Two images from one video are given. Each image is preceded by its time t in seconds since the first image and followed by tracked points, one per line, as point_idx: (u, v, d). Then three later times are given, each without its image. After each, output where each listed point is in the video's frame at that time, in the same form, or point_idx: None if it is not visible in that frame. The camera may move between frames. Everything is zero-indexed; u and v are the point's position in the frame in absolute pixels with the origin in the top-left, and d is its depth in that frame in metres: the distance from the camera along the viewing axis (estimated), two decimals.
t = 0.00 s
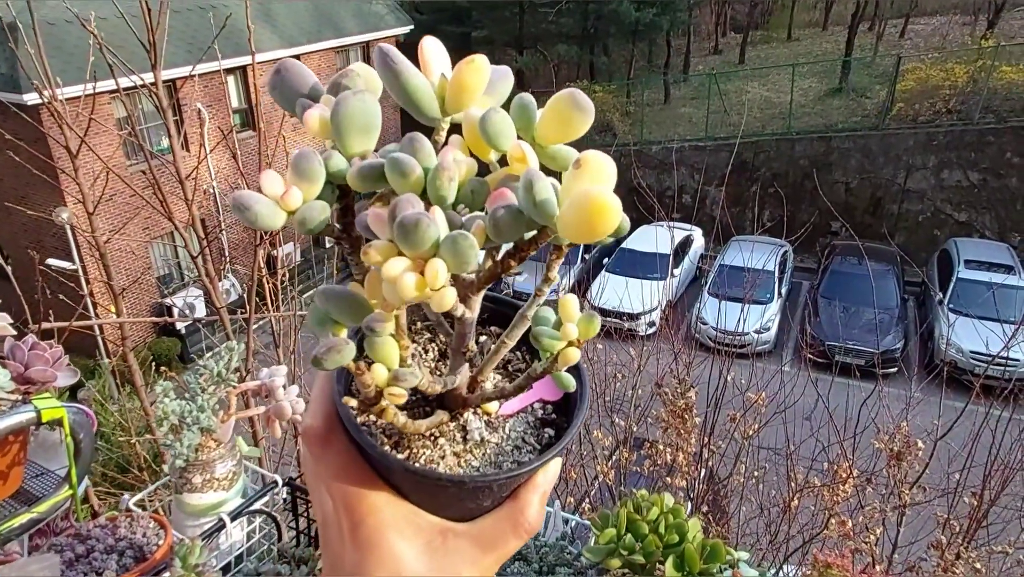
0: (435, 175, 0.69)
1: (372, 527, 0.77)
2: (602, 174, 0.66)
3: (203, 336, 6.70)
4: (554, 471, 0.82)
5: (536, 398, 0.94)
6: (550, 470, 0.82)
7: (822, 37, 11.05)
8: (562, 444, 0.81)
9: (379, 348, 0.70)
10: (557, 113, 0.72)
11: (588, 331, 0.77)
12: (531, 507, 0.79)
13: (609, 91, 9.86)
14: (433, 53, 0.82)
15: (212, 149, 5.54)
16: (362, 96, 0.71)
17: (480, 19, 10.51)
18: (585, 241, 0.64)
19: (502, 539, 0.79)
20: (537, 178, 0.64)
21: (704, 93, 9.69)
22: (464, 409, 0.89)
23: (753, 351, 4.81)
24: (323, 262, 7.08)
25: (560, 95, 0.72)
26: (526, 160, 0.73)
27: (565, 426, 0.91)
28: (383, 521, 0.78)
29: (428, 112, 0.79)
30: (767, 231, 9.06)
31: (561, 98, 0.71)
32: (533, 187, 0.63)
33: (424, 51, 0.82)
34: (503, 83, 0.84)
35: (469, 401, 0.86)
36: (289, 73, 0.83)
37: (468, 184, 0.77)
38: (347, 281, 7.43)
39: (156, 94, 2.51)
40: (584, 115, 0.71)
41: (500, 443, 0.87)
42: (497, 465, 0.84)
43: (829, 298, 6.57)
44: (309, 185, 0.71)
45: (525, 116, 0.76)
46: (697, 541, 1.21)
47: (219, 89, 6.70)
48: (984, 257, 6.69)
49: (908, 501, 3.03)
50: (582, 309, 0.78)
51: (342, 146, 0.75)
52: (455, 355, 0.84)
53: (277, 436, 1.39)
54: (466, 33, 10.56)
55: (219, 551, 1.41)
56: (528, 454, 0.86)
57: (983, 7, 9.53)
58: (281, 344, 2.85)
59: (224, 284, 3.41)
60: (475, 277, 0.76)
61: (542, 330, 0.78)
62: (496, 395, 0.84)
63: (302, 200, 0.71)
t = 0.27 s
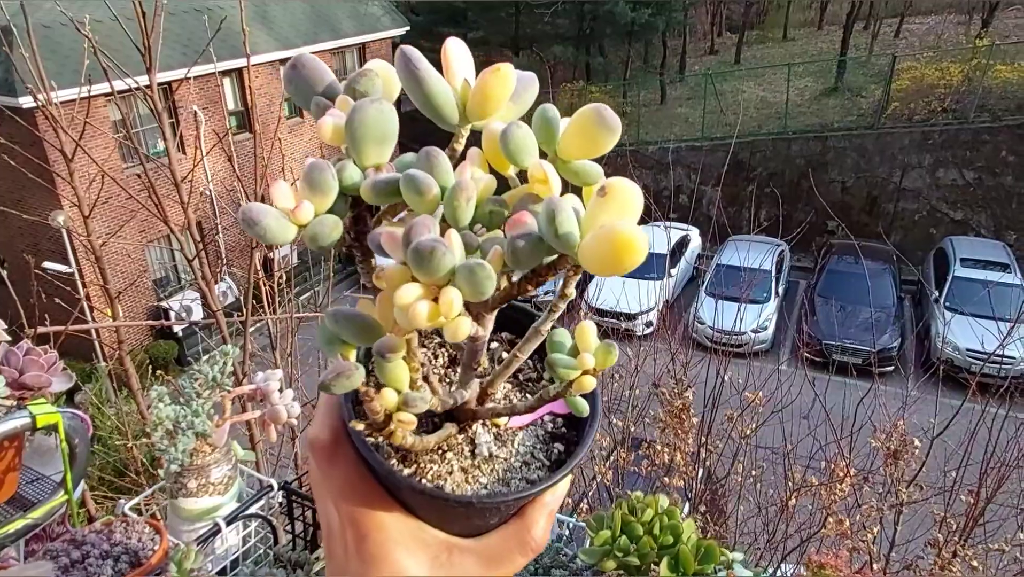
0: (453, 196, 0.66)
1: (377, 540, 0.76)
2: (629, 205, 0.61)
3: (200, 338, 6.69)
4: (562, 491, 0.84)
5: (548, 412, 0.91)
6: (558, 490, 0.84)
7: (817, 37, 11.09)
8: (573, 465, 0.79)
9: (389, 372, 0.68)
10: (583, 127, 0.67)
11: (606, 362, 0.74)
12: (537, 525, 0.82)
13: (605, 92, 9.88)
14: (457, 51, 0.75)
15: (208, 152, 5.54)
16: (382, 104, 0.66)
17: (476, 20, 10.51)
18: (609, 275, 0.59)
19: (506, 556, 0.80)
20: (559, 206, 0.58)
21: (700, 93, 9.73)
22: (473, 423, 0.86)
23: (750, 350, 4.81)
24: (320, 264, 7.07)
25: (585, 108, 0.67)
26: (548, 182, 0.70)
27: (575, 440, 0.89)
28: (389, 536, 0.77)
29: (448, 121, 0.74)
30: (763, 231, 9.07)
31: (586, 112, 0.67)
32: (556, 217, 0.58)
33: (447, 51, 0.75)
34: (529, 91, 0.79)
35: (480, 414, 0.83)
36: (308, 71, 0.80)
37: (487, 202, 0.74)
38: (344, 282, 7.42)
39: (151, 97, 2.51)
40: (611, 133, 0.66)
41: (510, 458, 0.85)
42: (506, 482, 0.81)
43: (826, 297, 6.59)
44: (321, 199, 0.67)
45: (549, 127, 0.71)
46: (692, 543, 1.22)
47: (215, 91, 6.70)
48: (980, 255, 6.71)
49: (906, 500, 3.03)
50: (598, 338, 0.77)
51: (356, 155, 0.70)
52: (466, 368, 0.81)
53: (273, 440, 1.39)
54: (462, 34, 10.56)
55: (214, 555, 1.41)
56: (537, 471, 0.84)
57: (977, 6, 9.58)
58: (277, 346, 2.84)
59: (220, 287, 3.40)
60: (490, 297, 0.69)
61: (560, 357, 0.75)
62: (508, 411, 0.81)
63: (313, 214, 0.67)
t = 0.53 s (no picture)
0: (468, 220, 0.64)
1: (378, 563, 0.71)
2: (656, 242, 0.59)
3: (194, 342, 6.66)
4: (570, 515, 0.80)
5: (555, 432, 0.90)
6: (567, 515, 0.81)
7: (809, 35, 11.13)
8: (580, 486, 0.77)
9: (397, 405, 0.68)
10: (606, 150, 0.67)
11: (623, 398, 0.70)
12: (544, 549, 0.78)
13: (598, 92, 9.90)
14: (473, 53, 0.73)
15: (201, 155, 5.52)
16: (394, 114, 0.64)
17: (469, 21, 10.52)
18: (634, 316, 0.59)
19: None
20: (585, 244, 0.57)
21: (693, 92, 9.75)
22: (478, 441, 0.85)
23: (746, 348, 4.83)
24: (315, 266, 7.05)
25: (611, 126, 0.67)
26: (570, 209, 0.67)
27: (583, 459, 0.86)
28: (390, 560, 0.71)
29: (461, 130, 0.71)
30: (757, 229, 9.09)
31: (612, 130, 0.66)
32: (580, 257, 0.57)
33: (463, 52, 0.72)
34: (551, 93, 0.74)
35: (485, 433, 0.80)
36: (316, 67, 0.79)
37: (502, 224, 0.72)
38: (339, 285, 7.39)
39: (142, 100, 2.49)
40: (638, 155, 0.66)
41: (515, 479, 0.83)
42: (511, 507, 0.80)
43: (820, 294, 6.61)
44: (328, 220, 0.65)
45: (569, 145, 0.70)
46: (683, 546, 1.22)
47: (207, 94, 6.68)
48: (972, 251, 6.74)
49: (900, 497, 3.04)
50: (617, 372, 0.72)
51: (365, 170, 0.68)
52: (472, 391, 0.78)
53: (264, 447, 1.38)
54: (455, 35, 10.57)
55: (205, 565, 1.39)
56: (543, 493, 0.82)
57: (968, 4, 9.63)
58: (272, 349, 2.83)
59: (213, 290, 3.39)
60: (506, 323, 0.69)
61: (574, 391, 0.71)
62: (515, 432, 0.78)
63: (320, 234, 0.64)
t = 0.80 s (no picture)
0: (476, 248, 0.61)
1: None
2: (682, 276, 0.57)
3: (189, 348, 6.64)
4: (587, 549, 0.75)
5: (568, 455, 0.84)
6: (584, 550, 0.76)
7: (800, 30, 11.16)
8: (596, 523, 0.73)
9: (398, 450, 0.65)
10: (629, 166, 0.65)
11: (642, 443, 0.65)
12: None
13: (590, 90, 9.92)
14: (489, 58, 0.70)
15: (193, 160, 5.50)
16: (399, 131, 0.61)
17: (460, 21, 10.51)
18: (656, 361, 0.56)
19: None
20: (604, 281, 0.54)
21: (685, 89, 9.79)
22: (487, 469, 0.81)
23: (741, 345, 4.84)
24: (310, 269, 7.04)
25: (637, 143, 0.65)
26: (589, 240, 0.64)
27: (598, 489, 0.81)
28: None
29: (470, 144, 0.69)
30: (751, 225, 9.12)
31: (637, 148, 0.64)
32: (599, 295, 0.54)
33: (478, 57, 0.69)
34: (571, 103, 0.71)
35: (494, 462, 0.76)
36: (318, 69, 0.77)
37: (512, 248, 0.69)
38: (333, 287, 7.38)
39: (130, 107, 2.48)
40: (663, 175, 0.64)
41: (524, 511, 0.78)
42: (520, 542, 0.74)
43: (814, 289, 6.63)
44: (325, 244, 0.63)
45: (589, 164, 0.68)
46: (674, 554, 1.28)
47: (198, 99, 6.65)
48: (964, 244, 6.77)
49: (896, 491, 3.05)
50: (639, 417, 0.66)
51: (367, 190, 0.66)
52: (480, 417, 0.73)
53: (251, 460, 1.38)
54: (447, 35, 10.56)
55: None
56: (555, 527, 0.76)
57: None
58: (266, 354, 2.82)
59: (206, 297, 3.38)
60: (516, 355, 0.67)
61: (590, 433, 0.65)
62: (525, 465, 0.74)
63: (316, 260, 0.62)
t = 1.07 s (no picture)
0: (473, 274, 0.60)
1: None
2: (700, 303, 0.56)
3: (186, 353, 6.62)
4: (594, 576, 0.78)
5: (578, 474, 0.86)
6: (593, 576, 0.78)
7: (793, 24, 11.17)
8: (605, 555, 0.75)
9: (397, 485, 0.66)
10: (640, 176, 0.65)
11: (658, 478, 0.65)
12: None
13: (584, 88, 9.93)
14: (485, 58, 0.70)
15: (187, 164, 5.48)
16: (387, 144, 0.61)
17: (453, 20, 10.50)
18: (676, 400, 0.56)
19: None
20: (614, 313, 0.53)
21: (679, 85, 9.78)
22: (495, 492, 0.83)
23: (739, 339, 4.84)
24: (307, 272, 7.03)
25: (650, 151, 0.65)
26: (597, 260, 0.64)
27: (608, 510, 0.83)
28: None
29: (466, 152, 0.69)
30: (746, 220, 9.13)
31: (650, 156, 0.64)
32: (611, 330, 0.54)
33: (474, 58, 0.69)
34: (576, 103, 0.71)
35: (502, 484, 0.77)
36: (305, 74, 0.77)
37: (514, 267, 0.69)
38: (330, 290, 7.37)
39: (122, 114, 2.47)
40: (681, 183, 0.63)
41: (535, 536, 0.80)
42: (531, 570, 0.77)
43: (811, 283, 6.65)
44: (313, 269, 0.63)
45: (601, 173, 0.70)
46: (670, 556, 1.22)
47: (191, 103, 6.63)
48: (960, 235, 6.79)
49: (896, 483, 3.05)
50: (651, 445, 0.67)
51: (357, 208, 0.66)
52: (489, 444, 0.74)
53: (245, 469, 1.37)
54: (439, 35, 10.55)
55: None
56: (568, 553, 0.79)
57: None
58: (262, 359, 2.82)
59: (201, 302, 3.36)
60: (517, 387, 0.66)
61: (603, 469, 0.66)
62: (536, 490, 0.74)
63: (301, 286, 0.62)
